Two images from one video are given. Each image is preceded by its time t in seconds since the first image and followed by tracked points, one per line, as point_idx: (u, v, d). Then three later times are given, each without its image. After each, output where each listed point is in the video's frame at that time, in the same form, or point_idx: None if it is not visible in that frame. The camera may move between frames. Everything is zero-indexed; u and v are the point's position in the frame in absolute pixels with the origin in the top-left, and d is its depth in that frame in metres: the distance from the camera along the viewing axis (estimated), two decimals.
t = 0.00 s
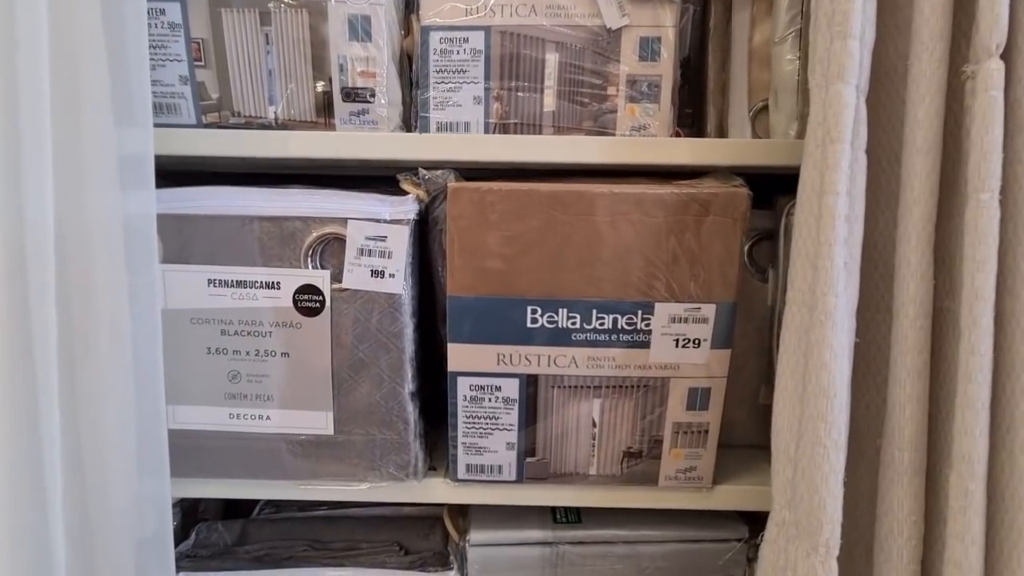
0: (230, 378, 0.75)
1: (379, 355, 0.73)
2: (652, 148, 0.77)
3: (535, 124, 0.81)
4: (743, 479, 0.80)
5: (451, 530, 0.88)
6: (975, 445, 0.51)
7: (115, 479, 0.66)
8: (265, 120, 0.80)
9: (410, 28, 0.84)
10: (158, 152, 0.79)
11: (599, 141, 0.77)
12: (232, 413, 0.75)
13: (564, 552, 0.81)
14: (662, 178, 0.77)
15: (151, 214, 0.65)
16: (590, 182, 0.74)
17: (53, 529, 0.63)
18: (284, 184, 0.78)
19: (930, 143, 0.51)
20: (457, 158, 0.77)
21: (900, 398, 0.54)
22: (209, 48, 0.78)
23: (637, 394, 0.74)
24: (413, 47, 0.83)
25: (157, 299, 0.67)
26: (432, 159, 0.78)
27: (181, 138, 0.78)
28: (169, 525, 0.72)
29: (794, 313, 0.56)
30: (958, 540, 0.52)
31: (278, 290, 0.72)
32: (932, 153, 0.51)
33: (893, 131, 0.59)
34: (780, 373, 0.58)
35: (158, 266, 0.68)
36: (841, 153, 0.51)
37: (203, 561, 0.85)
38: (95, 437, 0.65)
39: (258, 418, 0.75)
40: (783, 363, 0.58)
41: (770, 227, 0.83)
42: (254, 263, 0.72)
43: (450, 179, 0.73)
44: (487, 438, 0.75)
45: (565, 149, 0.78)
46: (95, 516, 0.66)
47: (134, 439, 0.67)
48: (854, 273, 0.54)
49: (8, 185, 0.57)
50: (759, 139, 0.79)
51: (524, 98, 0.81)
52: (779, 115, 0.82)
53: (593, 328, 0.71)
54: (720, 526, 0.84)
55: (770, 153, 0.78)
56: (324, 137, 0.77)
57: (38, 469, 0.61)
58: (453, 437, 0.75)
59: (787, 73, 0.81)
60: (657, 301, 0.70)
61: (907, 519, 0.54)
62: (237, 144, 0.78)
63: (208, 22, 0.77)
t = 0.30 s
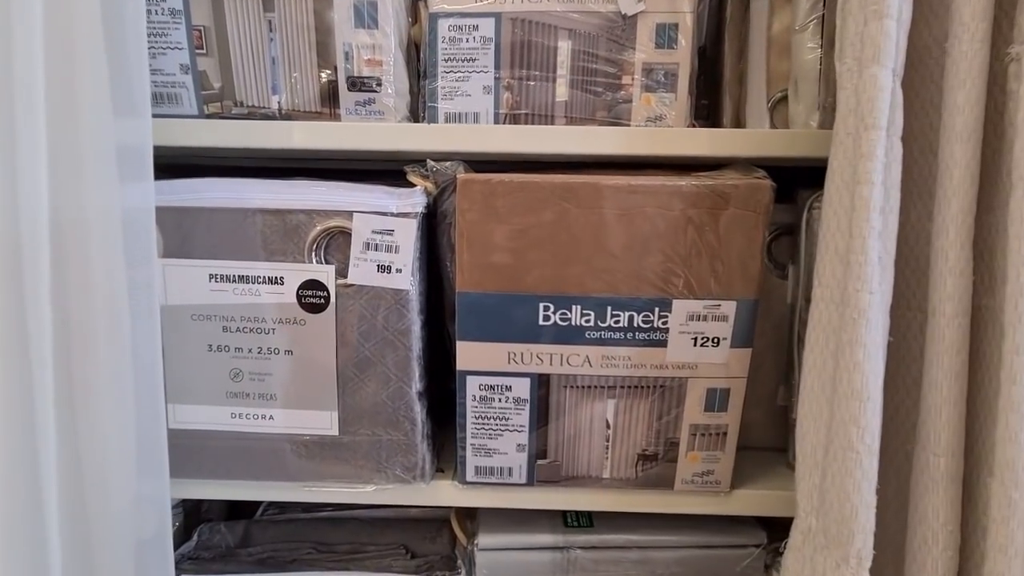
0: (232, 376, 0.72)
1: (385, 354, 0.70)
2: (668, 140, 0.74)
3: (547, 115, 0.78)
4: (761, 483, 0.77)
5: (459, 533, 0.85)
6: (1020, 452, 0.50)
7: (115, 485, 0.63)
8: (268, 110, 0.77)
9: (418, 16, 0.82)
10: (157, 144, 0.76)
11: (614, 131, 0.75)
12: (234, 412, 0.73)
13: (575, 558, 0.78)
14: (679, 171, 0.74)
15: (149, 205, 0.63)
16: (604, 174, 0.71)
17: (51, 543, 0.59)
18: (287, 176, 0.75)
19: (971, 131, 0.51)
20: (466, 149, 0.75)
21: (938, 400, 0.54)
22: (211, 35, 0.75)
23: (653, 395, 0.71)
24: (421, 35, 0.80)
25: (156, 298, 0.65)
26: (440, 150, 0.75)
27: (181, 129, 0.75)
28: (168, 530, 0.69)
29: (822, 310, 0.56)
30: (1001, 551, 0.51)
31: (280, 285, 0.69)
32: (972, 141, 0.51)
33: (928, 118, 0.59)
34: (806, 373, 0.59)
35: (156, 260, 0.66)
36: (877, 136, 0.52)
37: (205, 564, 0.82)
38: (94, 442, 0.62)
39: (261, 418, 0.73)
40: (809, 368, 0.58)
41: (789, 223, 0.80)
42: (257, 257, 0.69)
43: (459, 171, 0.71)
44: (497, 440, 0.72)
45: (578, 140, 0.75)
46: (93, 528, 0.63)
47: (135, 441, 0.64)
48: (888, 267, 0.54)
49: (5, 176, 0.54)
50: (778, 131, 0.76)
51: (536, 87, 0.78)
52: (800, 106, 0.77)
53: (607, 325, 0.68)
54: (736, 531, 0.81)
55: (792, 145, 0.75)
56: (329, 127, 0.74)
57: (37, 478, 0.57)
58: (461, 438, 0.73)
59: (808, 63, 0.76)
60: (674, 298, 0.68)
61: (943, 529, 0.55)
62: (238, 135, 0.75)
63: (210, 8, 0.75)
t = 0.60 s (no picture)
0: (231, 372, 0.71)
1: (388, 350, 0.69)
2: (678, 131, 0.72)
3: (553, 106, 0.76)
4: (772, 484, 0.75)
5: (462, 534, 0.84)
6: None
7: (107, 485, 0.61)
8: (268, 100, 0.75)
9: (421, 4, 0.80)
10: (155, 134, 0.74)
11: (622, 122, 0.73)
12: (232, 409, 0.71)
13: (581, 559, 0.77)
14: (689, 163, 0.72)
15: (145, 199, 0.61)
16: (613, 166, 0.69)
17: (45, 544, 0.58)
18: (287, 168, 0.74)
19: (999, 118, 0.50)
20: (471, 141, 0.73)
21: (963, 398, 0.52)
22: (209, 23, 0.73)
23: (662, 393, 0.69)
24: (425, 23, 0.78)
25: (150, 292, 0.63)
26: (444, 142, 0.73)
27: (179, 120, 0.74)
28: (165, 532, 0.67)
29: (839, 306, 0.55)
30: None
31: (280, 279, 0.68)
32: (999, 130, 0.50)
33: (951, 108, 0.57)
34: (822, 371, 0.57)
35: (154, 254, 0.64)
36: (901, 125, 0.50)
37: (204, 563, 0.81)
38: (87, 440, 0.60)
39: (260, 415, 0.71)
40: (827, 366, 0.57)
41: (802, 217, 0.78)
42: (256, 251, 0.67)
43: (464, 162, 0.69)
44: (502, 438, 0.71)
45: (585, 132, 0.73)
46: (88, 529, 0.61)
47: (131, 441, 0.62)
48: (912, 261, 0.52)
49: None
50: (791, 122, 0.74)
51: (543, 77, 0.76)
52: (812, 97, 0.75)
53: (615, 321, 0.67)
54: (746, 532, 0.79)
55: (806, 136, 0.73)
56: (330, 118, 0.73)
57: (29, 477, 0.56)
58: (465, 437, 0.71)
59: (821, 53, 0.74)
60: (684, 293, 0.66)
61: (966, 533, 0.53)
62: (237, 126, 0.73)
63: None
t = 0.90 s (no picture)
0: (237, 372, 0.71)
1: (393, 351, 0.69)
2: (682, 132, 0.73)
3: (558, 107, 0.77)
4: (775, 485, 0.75)
5: (467, 533, 0.84)
6: None
7: (114, 482, 0.61)
8: (274, 102, 0.76)
9: (427, 5, 0.80)
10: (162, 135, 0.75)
11: (627, 124, 0.73)
12: (239, 409, 0.72)
13: (585, 559, 0.77)
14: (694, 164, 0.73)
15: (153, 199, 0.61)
16: (619, 167, 0.69)
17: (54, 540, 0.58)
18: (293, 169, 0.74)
19: (1004, 121, 0.50)
20: (476, 142, 0.73)
21: (969, 399, 0.52)
22: (216, 25, 0.74)
23: (667, 394, 0.69)
24: (430, 25, 0.78)
25: (159, 289, 0.63)
26: (449, 143, 0.74)
27: (186, 121, 0.74)
28: (172, 529, 0.68)
29: (844, 308, 0.55)
30: None
31: (287, 280, 0.68)
32: (1006, 133, 0.50)
33: (957, 111, 0.57)
34: (827, 373, 0.58)
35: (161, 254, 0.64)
36: (906, 129, 0.50)
37: (210, 561, 0.81)
38: (95, 438, 0.60)
39: (267, 414, 0.72)
40: (831, 368, 0.57)
41: (806, 219, 0.78)
42: (263, 251, 0.68)
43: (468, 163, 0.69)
44: (506, 439, 0.71)
45: (590, 133, 0.73)
46: (96, 528, 0.62)
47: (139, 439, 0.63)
48: (917, 264, 0.52)
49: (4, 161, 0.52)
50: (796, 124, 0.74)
51: (548, 78, 0.76)
52: (818, 98, 0.76)
53: (620, 323, 0.67)
54: (750, 533, 0.79)
55: (810, 138, 0.74)
56: (335, 119, 0.73)
57: (38, 473, 0.56)
58: (470, 437, 0.71)
59: (826, 54, 0.74)
60: (689, 294, 0.66)
61: (971, 535, 0.53)
62: (244, 127, 0.74)
63: None
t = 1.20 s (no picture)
0: (244, 370, 0.73)
1: (396, 349, 0.71)
2: (681, 136, 0.74)
3: (558, 111, 0.78)
4: (771, 482, 0.77)
5: (468, 529, 0.86)
6: None
7: (123, 475, 0.62)
8: (280, 105, 0.77)
9: (430, 11, 0.81)
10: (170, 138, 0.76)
11: (625, 127, 0.74)
12: (245, 406, 0.73)
13: (584, 554, 0.79)
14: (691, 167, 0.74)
15: (163, 200, 0.63)
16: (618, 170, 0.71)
17: (64, 531, 0.59)
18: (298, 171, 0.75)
19: (992, 126, 0.51)
20: (477, 145, 0.74)
21: (957, 398, 0.54)
22: (223, 30, 0.75)
23: (664, 392, 0.71)
24: (433, 30, 0.80)
25: (169, 291, 0.65)
26: (452, 146, 0.75)
27: (193, 124, 0.75)
28: (180, 522, 0.69)
29: (836, 308, 0.57)
30: (1018, 552, 0.51)
31: (293, 280, 0.70)
32: (993, 139, 0.51)
33: (948, 117, 0.58)
34: (820, 372, 0.59)
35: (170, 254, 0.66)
36: (896, 135, 0.52)
37: (217, 556, 0.83)
38: (106, 431, 0.61)
39: (273, 412, 0.73)
40: (824, 367, 0.59)
41: (802, 221, 0.79)
42: (269, 252, 0.69)
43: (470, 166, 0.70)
44: (507, 436, 0.72)
45: (589, 136, 0.74)
46: (107, 523, 0.63)
47: (148, 435, 0.64)
48: (906, 265, 0.53)
49: (13, 162, 0.53)
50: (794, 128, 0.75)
51: (548, 82, 0.77)
52: (814, 102, 0.77)
53: (618, 322, 0.68)
54: (746, 529, 0.80)
55: (807, 141, 0.75)
56: (340, 122, 0.74)
57: (49, 464, 0.57)
58: (471, 434, 0.73)
59: (823, 59, 0.76)
60: (686, 295, 0.67)
61: (958, 530, 0.55)
62: (250, 130, 0.75)
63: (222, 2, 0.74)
